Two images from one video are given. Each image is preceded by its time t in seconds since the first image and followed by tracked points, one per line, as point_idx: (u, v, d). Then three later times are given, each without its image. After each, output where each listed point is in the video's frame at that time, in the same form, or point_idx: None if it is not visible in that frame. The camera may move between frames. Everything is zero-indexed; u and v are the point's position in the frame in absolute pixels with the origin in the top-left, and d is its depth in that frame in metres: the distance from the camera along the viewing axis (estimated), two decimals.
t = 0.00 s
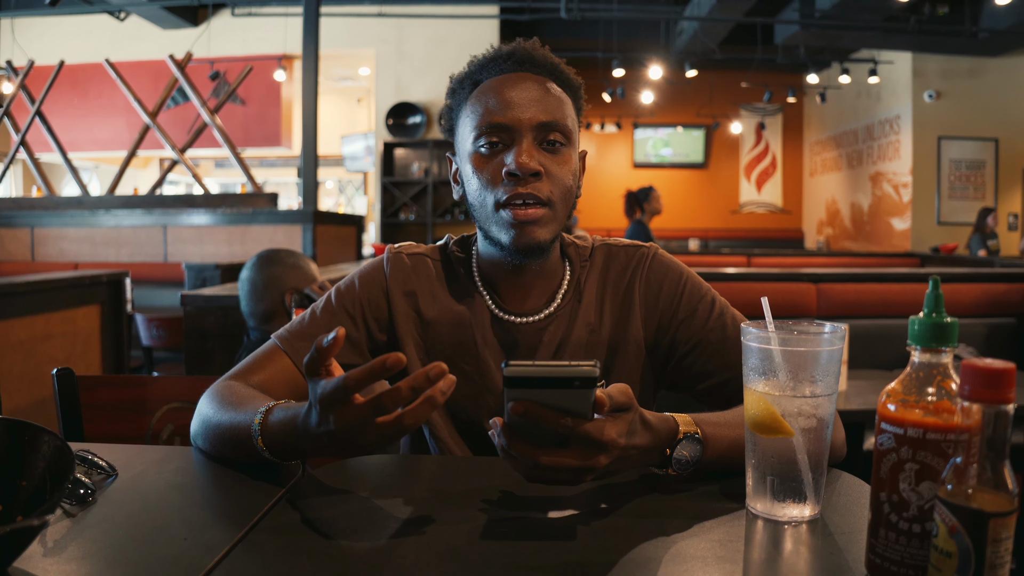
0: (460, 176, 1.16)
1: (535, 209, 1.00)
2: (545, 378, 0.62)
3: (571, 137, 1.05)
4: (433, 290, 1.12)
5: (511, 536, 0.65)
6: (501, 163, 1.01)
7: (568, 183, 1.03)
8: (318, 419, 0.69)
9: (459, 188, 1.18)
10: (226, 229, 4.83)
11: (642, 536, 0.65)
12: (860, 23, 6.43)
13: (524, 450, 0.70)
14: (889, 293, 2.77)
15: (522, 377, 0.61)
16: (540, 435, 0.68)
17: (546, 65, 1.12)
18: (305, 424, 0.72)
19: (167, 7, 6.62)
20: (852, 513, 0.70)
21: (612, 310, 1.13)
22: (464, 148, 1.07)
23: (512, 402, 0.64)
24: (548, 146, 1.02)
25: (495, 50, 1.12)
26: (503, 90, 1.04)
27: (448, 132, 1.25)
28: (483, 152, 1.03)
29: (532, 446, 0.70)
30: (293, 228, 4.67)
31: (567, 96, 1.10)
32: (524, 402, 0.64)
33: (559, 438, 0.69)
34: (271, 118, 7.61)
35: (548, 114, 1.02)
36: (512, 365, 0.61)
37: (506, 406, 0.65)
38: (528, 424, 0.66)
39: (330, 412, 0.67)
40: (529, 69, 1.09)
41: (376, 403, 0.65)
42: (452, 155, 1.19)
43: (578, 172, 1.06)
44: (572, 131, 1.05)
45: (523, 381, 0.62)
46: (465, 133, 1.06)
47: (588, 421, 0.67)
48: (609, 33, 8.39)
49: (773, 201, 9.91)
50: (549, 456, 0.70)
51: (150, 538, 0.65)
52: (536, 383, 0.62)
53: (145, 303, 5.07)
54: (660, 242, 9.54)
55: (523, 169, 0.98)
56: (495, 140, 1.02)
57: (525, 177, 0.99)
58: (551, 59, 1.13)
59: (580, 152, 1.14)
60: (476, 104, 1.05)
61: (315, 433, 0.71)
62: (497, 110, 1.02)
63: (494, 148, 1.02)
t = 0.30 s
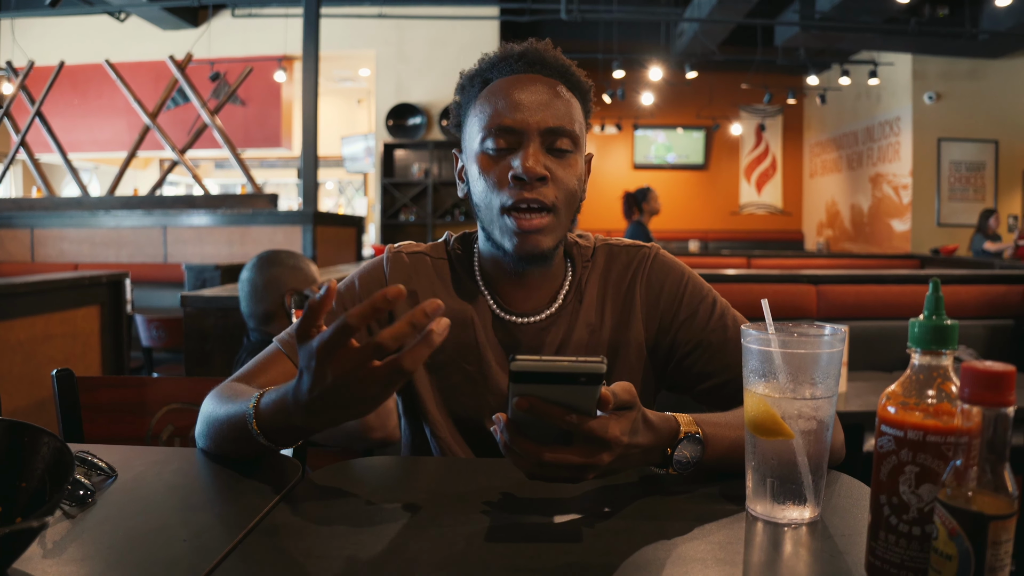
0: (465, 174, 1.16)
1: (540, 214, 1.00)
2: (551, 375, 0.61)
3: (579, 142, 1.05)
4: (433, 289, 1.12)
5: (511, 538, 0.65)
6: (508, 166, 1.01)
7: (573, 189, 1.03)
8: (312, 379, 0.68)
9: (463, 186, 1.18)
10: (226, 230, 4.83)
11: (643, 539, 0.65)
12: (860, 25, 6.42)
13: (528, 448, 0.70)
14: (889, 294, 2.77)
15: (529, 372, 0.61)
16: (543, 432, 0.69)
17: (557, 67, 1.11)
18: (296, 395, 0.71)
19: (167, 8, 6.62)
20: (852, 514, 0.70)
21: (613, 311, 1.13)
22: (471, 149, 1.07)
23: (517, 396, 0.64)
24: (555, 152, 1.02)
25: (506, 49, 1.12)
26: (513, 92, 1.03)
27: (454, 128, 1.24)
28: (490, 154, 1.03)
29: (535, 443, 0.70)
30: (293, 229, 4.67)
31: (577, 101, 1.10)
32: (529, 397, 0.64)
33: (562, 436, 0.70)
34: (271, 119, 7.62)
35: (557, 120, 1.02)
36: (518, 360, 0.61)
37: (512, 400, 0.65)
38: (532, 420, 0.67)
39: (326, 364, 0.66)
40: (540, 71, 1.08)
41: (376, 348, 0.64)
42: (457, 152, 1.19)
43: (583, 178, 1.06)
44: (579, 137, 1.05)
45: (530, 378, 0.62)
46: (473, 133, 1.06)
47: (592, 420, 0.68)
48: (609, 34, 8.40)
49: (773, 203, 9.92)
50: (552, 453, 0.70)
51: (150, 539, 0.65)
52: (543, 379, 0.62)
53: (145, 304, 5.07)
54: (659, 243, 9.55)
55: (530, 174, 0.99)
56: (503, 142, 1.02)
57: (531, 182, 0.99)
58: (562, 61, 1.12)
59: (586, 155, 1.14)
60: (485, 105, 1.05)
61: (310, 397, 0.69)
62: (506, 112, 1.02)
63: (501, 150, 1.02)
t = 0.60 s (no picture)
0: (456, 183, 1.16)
1: (534, 227, 1.01)
2: (552, 385, 0.61)
3: (570, 148, 1.05)
4: (432, 290, 1.12)
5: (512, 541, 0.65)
6: (499, 179, 1.02)
7: (567, 198, 1.04)
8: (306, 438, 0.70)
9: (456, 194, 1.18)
10: (226, 231, 4.83)
11: (644, 542, 0.65)
12: (860, 25, 6.43)
13: (529, 456, 0.70)
14: (889, 296, 2.77)
15: (531, 381, 0.61)
16: (543, 438, 0.69)
17: (544, 69, 1.11)
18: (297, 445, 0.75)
19: (167, 8, 6.62)
20: (851, 517, 0.70)
21: (611, 316, 1.13)
22: (460, 161, 1.07)
23: (519, 405, 0.64)
24: (546, 161, 1.03)
25: (490, 54, 1.11)
26: (500, 102, 1.03)
27: (442, 133, 1.24)
28: (480, 167, 1.03)
29: (537, 450, 0.70)
30: (293, 230, 4.67)
31: (566, 102, 1.10)
32: (530, 406, 0.64)
33: (563, 442, 0.69)
34: (271, 120, 7.62)
35: (547, 128, 1.02)
36: (519, 370, 0.61)
37: (513, 409, 0.64)
38: (532, 427, 0.67)
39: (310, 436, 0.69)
40: (527, 76, 1.08)
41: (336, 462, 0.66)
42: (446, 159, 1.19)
43: (577, 184, 1.07)
44: (569, 143, 1.05)
45: (532, 388, 0.62)
46: (461, 145, 1.06)
47: (593, 426, 0.68)
48: (609, 35, 8.40)
49: (773, 204, 9.92)
50: (553, 459, 0.70)
51: (148, 542, 0.65)
52: (545, 387, 0.62)
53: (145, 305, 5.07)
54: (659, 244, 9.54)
55: (521, 189, 0.99)
56: (493, 155, 1.02)
57: (524, 196, 0.99)
58: (548, 63, 1.12)
59: (578, 157, 1.14)
60: (473, 115, 1.05)
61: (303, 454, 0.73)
62: (494, 124, 1.02)
63: (490, 163, 1.03)
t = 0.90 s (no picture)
0: (458, 178, 1.16)
1: (540, 217, 1.00)
2: (555, 385, 0.61)
3: (573, 141, 1.06)
4: (431, 289, 1.12)
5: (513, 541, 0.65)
6: (505, 171, 1.02)
7: (571, 189, 1.04)
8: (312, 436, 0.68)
9: (457, 190, 1.18)
10: (226, 232, 4.83)
11: (644, 542, 0.65)
12: (860, 26, 6.42)
13: (530, 456, 0.70)
14: (889, 296, 2.77)
15: (535, 381, 0.61)
16: (545, 439, 0.69)
17: (545, 65, 1.11)
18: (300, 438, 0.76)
19: (167, 9, 6.62)
20: (851, 516, 0.71)
21: (611, 315, 1.13)
22: (464, 155, 1.07)
23: (522, 405, 0.64)
24: (550, 153, 1.03)
25: (492, 50, 1.12)
26: (503, 94, 1.04)
27: (443, 131, 1.24)
28: (485, 159, 1.03)
29: (539, 450, 0.70)
30: (293, 230, 4.67)
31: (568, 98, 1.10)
32: (533, 406, 0.64)
33: (565, 442, 0.69)
34: (271, 120, 7.63)
35: (551, 119, 1.02)
36: (523, 369, 0.61)
37: (517, 409, 0.64)
38: (535, 428, 0.66)
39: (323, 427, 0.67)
40: (529, 70, 1.08)
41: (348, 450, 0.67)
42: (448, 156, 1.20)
43: (580, 177, 1.07)
44: (573, 135, 1.05)
45: (535, 388, 0.62)
46: (464, 138, 1.06)
47: (595, 426, 0.68)
48: (609, 36, 8.40)
49: (773, 204, 9.91)
50: (555, 459, 0.70)
51: (148, 541, 0.65)
52: (548, 387, 0.62)
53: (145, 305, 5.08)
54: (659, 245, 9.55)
55: (527, 178, 0.99)
56: (497, 147, 1.02)
57: (530, 186, 0.99)
58: (550, 58, 1.13)
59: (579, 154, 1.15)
60: (476, 108, 1.05)
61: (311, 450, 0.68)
62: (498, 116, 1.02)
63: (495, 155, 1.02)
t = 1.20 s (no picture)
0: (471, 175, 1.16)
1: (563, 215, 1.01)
2: (555, 385, 0.61)
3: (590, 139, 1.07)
4: (436, 287, 1.12)
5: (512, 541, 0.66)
6: (528, 169, 1.01)
7: (590, 188, 1.04)
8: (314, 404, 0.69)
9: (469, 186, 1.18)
10: (225, 231, 4.83)
11: (643, 541, 0.65)
12: (859, 26, 6.42)
13: (529, 456, 0.70)
14: (888, 296, 2.77)
15: (533, 381, 0.61)
16: (545, 439, 0.69)
17: (558, 65, 1.12)
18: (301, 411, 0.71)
19: (166, 9, 6.62)
20: (850, 516, 0.71)
21: (615, 312, 1.13)
22: (481, 152, 1.06)
23: (521, 406, 0.64)
24: (570, 151, 1.03)
25: (506, 47, 1.12)
26: (522, 91, 1.04)
27: (452, 127, 1.24)
28: (506, 156, 1.02)
29: (538, 450, 0.70)
30: (292, 230, 4.68)
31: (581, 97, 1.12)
32: (532, 407, 0.64)
33: (564, 443, 0.69)
34: (271, 120, 7.63)
35: (570, 117, 1.03)
36: (522, 371, 0.61)
37: (516, 410, 0.64)
38: (535, 429, 0.67)
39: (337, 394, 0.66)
40: (544, 69, 1.09)
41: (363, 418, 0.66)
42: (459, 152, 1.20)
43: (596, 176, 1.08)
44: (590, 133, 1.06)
45: (534, 388, 0.62)
46: (482, 136, 1.06)
47: (594, 425, 0.68)
48: (608, 36, 8.41)
49: (773, 204, 9.91)
50: (555, 460, 0.70)
51: (146, 541, 0.65)
52: (547, 388, 0.62)
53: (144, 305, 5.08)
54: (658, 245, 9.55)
55: (552, 176, 0.99)
56: (518, 144, 1.02)
57: (555, 184, 0.99)
58: (562, 58, 1.14)
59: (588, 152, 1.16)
60: (494, 106, 1.05)
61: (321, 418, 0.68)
62: (519, 114, 1.02)
63: (516, 152, 1.02)
